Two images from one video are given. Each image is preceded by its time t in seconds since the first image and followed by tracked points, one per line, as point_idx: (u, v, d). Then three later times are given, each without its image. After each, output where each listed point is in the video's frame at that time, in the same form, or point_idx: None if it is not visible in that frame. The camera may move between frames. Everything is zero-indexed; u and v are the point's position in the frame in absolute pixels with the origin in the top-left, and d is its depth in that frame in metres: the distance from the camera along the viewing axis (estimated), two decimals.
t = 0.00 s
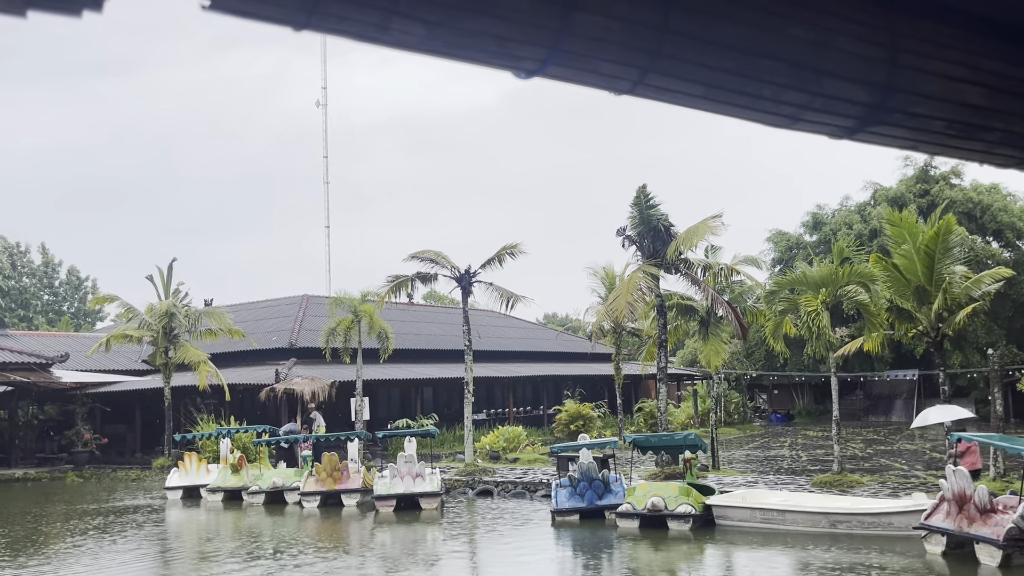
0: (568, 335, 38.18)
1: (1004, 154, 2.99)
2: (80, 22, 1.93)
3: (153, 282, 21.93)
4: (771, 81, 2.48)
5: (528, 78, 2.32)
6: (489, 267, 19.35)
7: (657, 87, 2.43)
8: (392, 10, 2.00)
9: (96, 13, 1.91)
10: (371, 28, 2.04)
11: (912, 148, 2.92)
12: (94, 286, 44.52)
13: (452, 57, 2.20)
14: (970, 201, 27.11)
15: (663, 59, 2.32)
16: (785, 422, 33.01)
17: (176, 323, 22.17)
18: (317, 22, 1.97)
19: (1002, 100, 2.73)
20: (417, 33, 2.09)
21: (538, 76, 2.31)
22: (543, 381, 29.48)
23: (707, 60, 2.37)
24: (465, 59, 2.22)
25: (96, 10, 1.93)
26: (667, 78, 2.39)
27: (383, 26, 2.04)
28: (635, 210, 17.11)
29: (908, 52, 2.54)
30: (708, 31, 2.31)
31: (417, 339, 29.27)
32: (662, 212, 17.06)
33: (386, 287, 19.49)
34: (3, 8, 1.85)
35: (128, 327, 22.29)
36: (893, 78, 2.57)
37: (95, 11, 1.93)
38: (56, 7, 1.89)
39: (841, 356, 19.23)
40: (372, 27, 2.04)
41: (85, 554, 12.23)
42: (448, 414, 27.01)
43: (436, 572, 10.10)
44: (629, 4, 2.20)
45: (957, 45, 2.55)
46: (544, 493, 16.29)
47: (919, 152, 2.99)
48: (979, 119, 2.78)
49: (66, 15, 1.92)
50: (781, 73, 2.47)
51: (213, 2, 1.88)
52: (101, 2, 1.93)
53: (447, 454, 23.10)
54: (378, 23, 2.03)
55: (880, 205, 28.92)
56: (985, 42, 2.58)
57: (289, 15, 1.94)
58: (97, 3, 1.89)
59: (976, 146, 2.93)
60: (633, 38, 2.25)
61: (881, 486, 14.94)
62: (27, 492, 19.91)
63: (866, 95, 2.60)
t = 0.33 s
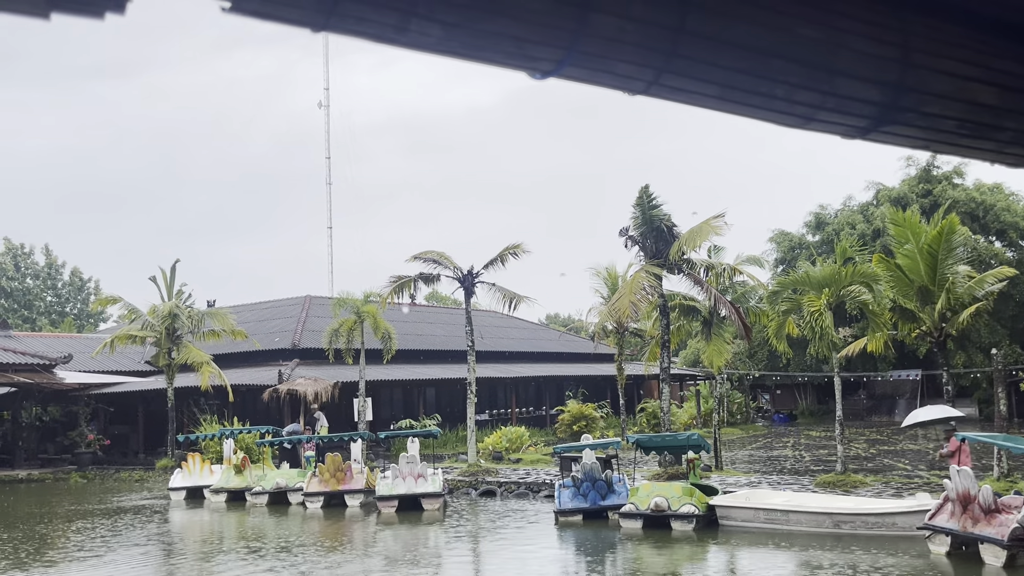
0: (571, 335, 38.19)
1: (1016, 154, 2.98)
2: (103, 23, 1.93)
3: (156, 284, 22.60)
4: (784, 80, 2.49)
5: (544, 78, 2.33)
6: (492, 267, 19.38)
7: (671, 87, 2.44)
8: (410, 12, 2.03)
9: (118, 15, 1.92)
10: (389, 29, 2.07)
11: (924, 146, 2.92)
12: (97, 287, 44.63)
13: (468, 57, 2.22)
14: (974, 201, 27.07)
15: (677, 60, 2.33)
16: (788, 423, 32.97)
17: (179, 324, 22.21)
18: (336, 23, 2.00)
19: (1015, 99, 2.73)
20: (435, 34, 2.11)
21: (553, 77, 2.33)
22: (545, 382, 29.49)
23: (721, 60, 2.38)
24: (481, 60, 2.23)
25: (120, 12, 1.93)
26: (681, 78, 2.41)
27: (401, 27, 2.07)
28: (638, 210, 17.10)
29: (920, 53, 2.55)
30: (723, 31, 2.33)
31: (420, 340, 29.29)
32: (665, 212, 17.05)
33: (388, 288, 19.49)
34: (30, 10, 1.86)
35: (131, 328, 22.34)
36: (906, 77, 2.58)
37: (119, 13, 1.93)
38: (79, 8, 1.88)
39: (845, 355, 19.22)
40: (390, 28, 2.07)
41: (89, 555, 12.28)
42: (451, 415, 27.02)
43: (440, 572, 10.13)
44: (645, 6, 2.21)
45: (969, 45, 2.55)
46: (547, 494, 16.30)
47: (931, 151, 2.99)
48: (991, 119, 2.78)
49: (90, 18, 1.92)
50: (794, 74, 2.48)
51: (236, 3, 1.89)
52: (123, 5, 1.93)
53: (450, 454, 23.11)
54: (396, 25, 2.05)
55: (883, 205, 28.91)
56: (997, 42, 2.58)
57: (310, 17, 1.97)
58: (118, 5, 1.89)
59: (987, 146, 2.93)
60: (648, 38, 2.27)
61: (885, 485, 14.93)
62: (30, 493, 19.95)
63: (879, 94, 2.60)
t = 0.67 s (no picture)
0: (574, 335, 38.21)
1: None
2: (129, 26, 1.97)
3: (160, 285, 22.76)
4: (800, 80, 2.51)
5: (562, 77, 2.36)
6: (495, 267, 19.38)
7: (687, 87, 2.47)
8: (431, 13, 2.06)
9: (145, 15, 1.94)
10: (410, 30, 2.10)
11: (939, 145, 2.92)
12: (101, 288, 44.74)
13: (487, 58, 2.25)
14: (978, 200, 27.04)
15: (694, 60, 2.36)
16: (792, 423, 32.99)
17: (182, 325, 22.27)
18: (358, 25, 2.04)
19: None
20: (455, 35, 2.15)
21: (571, 77, 2.36)
22: (549, 382, 29.51)
23: (738, 60, 2.40)
24: (500, 61, 2.27)
25: (145, 14, 1.97)
26: (697, 78, 2.43)
27: (422, 28, 2.10)
28: (641, 210, 17.10)
29: (936, 53, 2.54)
30: (740, 31, 2.34)
31: (423, 340, 29.32)
32: (668, 212, 17.05)
33: (392, 288, 19.50)
34: (57, 13, 1.89)
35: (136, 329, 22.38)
36: (922, 77, 2.58)
37: (145, 16, 1.97)
38: (106, 11, 1.92)
39: (849, 355, 19.20)
40: (411, 29, 2.10)
41: (96, 554, 12.35)
42: (455, 415, 27.04)
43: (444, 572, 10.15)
44: (663, 6, 2.23)
45: (986, 45, 2.55)
46: (552, 494, 16.31)
47: (945, 152, 2.99)
48: (1006, 117, 2.78)
49: (116, 18, 1.95)
50: (811, 74, 2.49)
51: (261, 6, 1.91)
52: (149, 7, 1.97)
53: (454, 454, 23.13)
54: (417, 26, 2.09)
55: (887, 204, 28.89)
56: (1015, 41, 2.57)
57: (333, 19, 2.01)
58: (145, 7, 1.92)
59: (1002, 145, 2.93)
60: (665, 39, 2.29)
61: (889, 486, 14.90)
62: (35, 493, 20.03)
63: (894, 93, 2.61)
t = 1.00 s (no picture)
0: (578, 335, 38.20)
1: None
2: (152, 28, 2.00)
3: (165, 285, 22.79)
4: (816, 79, 2.51)
5: (578, 77, 2.38)
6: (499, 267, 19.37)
7: (704, 86, 2.48)
8: (450, 13, 2.08)
9: (167, 18, 1.98)
10: (429, 30, 2.13)
11: (953, 144, 2.91)
12: (106, 289, 44.86)
13: (504, 57, 2.27)
14: (981, 198, 26.99)
15: (710, 59, 2.37)
16: (796, 422, 32.99)
17: (187, 325, 22.30)
18: (378, 26, 2.06)
19: None
20: (474, 36, 2.17)
21: (587, 77, 2.38)
22: (553, 381, 29.50)
23: (754, 60, 2.41)
24: (517, 60, 2.29)
25: (167, 16, 2.00)
26: (714, 78, 2.44)
27: (441, 29, 2.12)
28: (645, 209, 17.10)
29: (950, 51, 2.54)
30: (757, 30, 2.35)
31: (427, 340, 29.34)
32: (672, 212, 17.05)
33: (396, 288, 19.51)
34: (83, 15, 1.91)
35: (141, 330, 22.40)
36: (936, 76, 2.58)
37: (167, 17, 2.00)
38: (130, 12, 1.95)
39: (853, 354, 19.18)
40: (430, 30, 2.13)
41: (102, 555, 12.39)
42: (459, 415, 27.04)
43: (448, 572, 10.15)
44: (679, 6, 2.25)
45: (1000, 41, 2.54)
46: (556, 493, 16.30)
47: (958, 151, 2.99)
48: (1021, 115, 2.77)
49: (140, 20, 1.98)
50: (826, 73, 2.49)
51: (282, 7, 1.94)
52: (172, 9, 2.00)
53: (458, 454, 23.14)
54: (436, 26, 2.11)
55: (891, 203, 28.86)
56: None
57: (353, 20, 2.03)
58: (167, 8, 1.95)
59: (1017, 143, 2.93)
60: (682, 38, 2.30)
61: (894, 485, 14.85)
62: (41, 494, 20.09)
63: (910, 91, 2.61)
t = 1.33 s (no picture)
0: (582, 334, 38.18)
1: None
2: (170, 27, 2.01)
3: (169, 285, 22.83)
4: (830, 75, 2.51)
5: (592, 74, 2.39)
6: (503, 266, 19.37)
7: (718, 83, 2.48)
8: (466, 11, 2.09)
9: (185, 17, 1.99)
10: (445, 28, 2.13)
11: (965, 140, 2.91)
12: (110, 290, 44.93)
13: (519, 55, 2.28)
14: (987, 196, 26.96)
15: (725, 55, 2.37)
16: (801, 420, 33.04)
17: (192, 326, 22.32)
18: (393, 24, 2.06)
19: None
20: (490, 33, 2.17)
21: (602, 74, 2.39)
22: (557, 380, 29.50)
23: (769, 56, 2.41)
24: (532, 58, 2.30)
25: (186, 15, 2.01)
26: (728, 74, 2.44)
27: (457, 27, 2.13)
28: (650, 208, 17.07)
29: (963, 46, 2.54)
30: (772, 26, 2.36)
31: (432, 339, 29.37)
32: (676, 211, 17.02)
33: (400, 288, 19.52)
34: (102, 15, 1.92)
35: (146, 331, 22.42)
36: (949, 72, 2.58)
37: (185, 16, 2.01)
38: (147, 11, 1.95)
39: (858, 351, 19.16)
40: (446, 27, 2.13)
41: (109, 555, 12.40)
42: (464, 414, 27.07)
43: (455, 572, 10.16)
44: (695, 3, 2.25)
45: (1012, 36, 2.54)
46: (562, 493, 16.29)
47: (970, 146, 2.98)
48: None
49: (157, 20, 1.99)
50: (840, 69, 2.49)
51: (299, 5, 1.95)
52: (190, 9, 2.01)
53: (463, 454, 23.16)
54: (452, 24, 2.12)
55: (896, 201, 28.83)
56: None
57: (369, 18, 2.03)
58: (185, 8, 1.96)
59: None
60: (696, 34, 2.30)
61: (900, 483, 14.82)
62: (47, 494, 20.13)
63: (923, 86, 2.61)
